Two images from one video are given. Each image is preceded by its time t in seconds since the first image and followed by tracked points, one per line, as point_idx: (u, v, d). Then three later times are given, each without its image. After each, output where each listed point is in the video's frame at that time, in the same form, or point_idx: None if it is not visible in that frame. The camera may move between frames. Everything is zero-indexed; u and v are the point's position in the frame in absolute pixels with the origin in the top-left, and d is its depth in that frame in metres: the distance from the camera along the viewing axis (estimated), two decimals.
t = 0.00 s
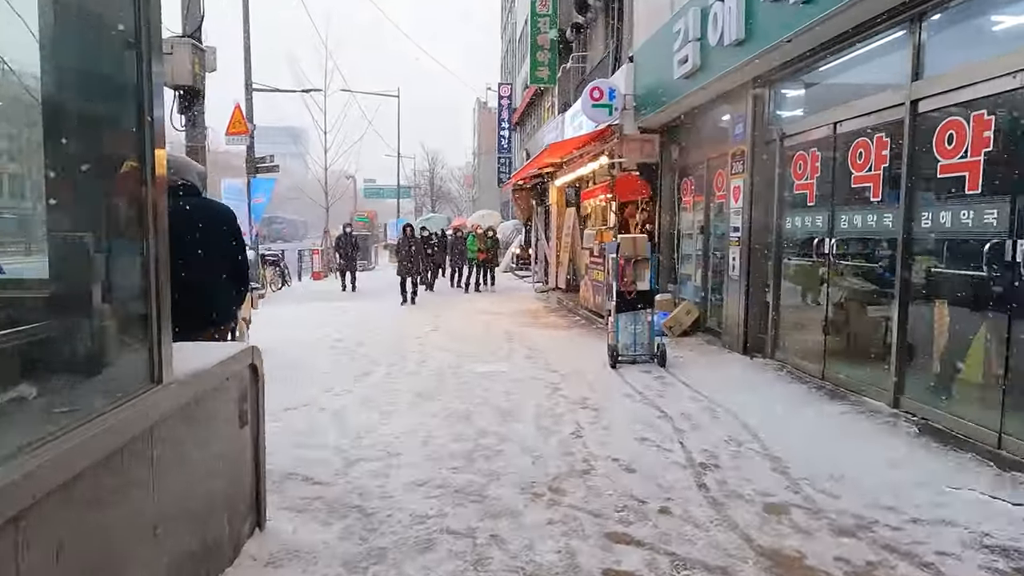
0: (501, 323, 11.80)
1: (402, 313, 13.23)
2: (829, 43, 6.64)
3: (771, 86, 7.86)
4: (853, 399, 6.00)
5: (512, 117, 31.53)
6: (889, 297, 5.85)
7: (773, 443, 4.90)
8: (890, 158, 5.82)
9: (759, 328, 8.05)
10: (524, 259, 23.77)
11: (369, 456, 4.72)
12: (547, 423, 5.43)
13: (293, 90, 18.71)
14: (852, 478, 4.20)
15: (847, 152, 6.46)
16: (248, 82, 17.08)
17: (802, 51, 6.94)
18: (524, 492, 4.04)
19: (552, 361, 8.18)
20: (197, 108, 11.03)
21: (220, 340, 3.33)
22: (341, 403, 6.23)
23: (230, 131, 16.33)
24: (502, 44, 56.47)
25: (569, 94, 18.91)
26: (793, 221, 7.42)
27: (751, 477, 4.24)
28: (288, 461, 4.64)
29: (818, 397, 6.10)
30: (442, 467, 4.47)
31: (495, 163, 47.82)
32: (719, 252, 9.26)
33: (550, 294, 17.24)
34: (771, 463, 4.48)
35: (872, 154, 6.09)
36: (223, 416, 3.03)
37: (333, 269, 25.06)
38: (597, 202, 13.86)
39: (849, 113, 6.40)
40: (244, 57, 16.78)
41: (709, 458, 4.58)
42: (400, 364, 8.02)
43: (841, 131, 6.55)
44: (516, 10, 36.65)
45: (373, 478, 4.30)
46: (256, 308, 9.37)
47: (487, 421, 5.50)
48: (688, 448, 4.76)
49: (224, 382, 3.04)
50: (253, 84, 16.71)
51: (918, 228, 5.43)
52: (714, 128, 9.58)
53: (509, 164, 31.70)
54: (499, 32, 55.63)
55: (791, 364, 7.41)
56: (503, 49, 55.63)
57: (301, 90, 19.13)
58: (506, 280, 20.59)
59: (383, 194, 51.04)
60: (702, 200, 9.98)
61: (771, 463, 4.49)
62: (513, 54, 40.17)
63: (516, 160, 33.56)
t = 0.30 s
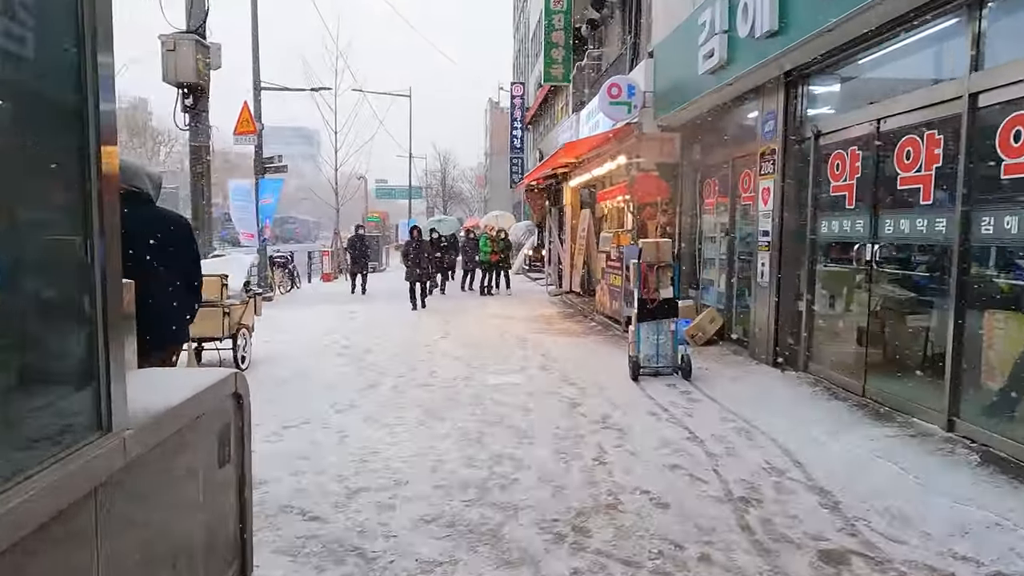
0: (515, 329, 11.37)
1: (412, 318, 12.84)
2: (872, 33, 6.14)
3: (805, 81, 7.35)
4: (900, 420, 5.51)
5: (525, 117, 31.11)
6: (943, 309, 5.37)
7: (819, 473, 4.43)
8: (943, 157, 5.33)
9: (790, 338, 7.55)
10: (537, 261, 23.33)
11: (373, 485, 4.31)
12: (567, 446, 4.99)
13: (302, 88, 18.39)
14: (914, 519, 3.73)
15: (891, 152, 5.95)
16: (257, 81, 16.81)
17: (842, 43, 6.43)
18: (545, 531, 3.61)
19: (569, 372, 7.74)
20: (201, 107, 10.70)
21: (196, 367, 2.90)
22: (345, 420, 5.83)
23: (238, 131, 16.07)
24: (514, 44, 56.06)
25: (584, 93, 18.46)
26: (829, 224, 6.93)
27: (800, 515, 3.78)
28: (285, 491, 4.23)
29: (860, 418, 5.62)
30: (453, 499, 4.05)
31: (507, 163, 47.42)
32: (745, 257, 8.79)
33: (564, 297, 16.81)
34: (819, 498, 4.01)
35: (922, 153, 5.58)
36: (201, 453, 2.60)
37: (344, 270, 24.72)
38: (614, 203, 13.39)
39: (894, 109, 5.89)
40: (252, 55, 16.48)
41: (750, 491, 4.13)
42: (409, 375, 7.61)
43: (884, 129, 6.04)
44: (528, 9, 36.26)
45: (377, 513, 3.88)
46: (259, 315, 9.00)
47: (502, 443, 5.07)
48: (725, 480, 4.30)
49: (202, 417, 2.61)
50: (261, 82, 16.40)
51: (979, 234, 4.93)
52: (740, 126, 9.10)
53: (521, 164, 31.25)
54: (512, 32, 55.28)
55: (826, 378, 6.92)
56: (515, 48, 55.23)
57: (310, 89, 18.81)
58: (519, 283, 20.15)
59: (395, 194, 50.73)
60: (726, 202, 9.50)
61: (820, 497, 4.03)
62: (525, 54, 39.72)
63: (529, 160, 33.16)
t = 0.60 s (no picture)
0: (531, 334, 10.90)
1: (425, 321, 12.41)
2: (929, 12, 5.61)
3: (847, 68, 6.83)
4: (963, 437, 5.00)
5: (538, 117, 30.67)
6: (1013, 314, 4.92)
7: (883, 500, 3.95)
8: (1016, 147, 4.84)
9: (830, 345, 7.02)
10: (551, 262, 22.86)
11: (385, 510, 3.87)
12: (597, 466, 4.54)
13: (313, 86, 18.04)
14: (1005, 559, 3.24)
15: (952, 142, 5.44)
16: (267, 78, 16.46)
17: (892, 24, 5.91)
18: (579, 570, 3.16)
19: (592, 380, 7.28)
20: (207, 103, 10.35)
21: (170, 384, 2.47)
22: (355, 433, 5.40)
23: (247, 129, 15.73)
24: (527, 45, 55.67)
25: (601, 90, 17.98)
26: (876, 222, 6.41)
27: (871, 553, 3.30)
28: (287, 517, 3.81)
29: (917, 434, 5.12)
30: (474, 529, 3.61)
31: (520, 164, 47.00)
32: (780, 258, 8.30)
33: (581, 299, 16.33)
34: (889, 532, 3.53)
35: (988, 142, 5.08)
36: (177, 491, 2.14)
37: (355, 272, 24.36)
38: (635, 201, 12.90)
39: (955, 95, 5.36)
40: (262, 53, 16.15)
41: (808, 522, 3.66)
42: (421, 383, 7.17)
43: (942, 117, 5.52)
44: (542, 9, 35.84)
45: (388, 545, 3.44)
46: (265, 317, 8.59)
47: (525, 461, 4.63)
48: (778, 508, 3.83)
49: (179, 446, 2.17)
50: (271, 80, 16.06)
51: None
52: (774, 120, 8.60)
53: (534, 164, 30.80)
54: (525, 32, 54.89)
55: (872, 388, 6.38)
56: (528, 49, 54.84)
57: (321, 87, 18.46)
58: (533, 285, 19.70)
59: (406, 196, 50.41)
60: (757, 200, 8.99)
61: (890, 530, 3.55)
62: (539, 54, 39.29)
63: (542, 161, 32.71)
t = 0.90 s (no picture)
0: (554, 340, 10.47)
1: (444, 326, 12.04)
2: None
3: (899, 57, 6.30)
4: None
5: (559, 116, 30.26)
6: None
7: (958, 542, 3.48)
8: None
9: (878, 358, 6.50)
10: (573, 264, 22.43)
11: (397, 546, 3.50)
12: (629, 494, 4.12)
13: (330, 85, 17.77)
14: None
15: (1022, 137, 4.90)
16: (285, 78, 16.23)
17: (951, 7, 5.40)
18: None
19: (619, 392, 6.86)
20: (219, 101, 10.08)
21: (142, 421, 2.09)
22: (367, 452, 5.05)
23: (264, 129, 15.51)
24: (547, 44, 55.21)
25: (625, 87, 17.51)
26: (930, 225, 5.90)
27: None
28: (289, 553, 3.44)
29: (984, 461, 4.62)
30: (495, 572, 3.22)
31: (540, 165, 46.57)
32: (821, 262, 7.80)
33: (603, 303, 15.85)
34: None
35: None
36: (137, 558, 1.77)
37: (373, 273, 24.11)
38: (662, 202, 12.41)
39: None
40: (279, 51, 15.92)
41: (874, 567, 3.22)
42: (439, 395, 6.79)
43: (1010, 109, 5.00)
44: (563, 7, 35.39)
45: None
46: (278, 323, 8.28)
47: (550, 488, 4.23)
48: (838, 550, 3.39)
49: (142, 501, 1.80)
50: (287, 79, 15.83)
51: None
52: (813, 115, 8.09)
53: (555, 164, 30.35)
54: (546, 32, 54.50)
55: (925, 406, 5.88)
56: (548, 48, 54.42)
57: (339, 86, 18.21)
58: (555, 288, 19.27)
59: (426, 197, 50.20)
60: (794, 200, 8.50)
61: None
62: (559, 53, 38.84)
63: (563, 161, 32.24)
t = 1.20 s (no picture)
0: (573, 347, 10.01)
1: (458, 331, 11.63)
2: None
3: (952, 42, 5.76)
4: None
5: (579, 116, 29.83)
6: None
7: None
8: None
9: (929, 371, 5.96)
10: (593, 267, 21.94)
11: None
12: (659, 529, 3.66)
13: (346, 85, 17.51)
14: None
15: None
16: (299, 77, 15.99)
17: None
18: None
19: (644, 406, 6.39)
20: (229, 99, 9.80)
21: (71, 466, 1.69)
22: (370, 473, 4.64)
23: (278, 130, 15.27)
24: (567, 45, 54.78)
25: (647, 85, 17.03)
26: (990, 226, 5.36)
27: None
28: None
29: None
30: None
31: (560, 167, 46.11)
32: (862, 266, 7.27)
33: (624, 307, 15.36)
34: None
35: None
36: None
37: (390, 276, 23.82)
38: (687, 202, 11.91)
39: None
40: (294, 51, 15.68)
41: None
42: (450, 408, 6.37)
43: None
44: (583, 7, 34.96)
45: None
46: (285, 330, 7.93)
47: (570, 520, 3.79)
48: None
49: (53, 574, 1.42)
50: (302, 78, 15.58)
51: None
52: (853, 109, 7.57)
53: (574, 166, 29.91)
54: (566, 32, 54.09)
55: (983, 426, 5.34)
56: (569, 49, 54.01)
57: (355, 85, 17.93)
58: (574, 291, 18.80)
59: (445, 199, 49.97)
60: (831, 200, 7.97)
61: None
62: (579, 53, 38.41)
63: (583, 163, 31.78)
